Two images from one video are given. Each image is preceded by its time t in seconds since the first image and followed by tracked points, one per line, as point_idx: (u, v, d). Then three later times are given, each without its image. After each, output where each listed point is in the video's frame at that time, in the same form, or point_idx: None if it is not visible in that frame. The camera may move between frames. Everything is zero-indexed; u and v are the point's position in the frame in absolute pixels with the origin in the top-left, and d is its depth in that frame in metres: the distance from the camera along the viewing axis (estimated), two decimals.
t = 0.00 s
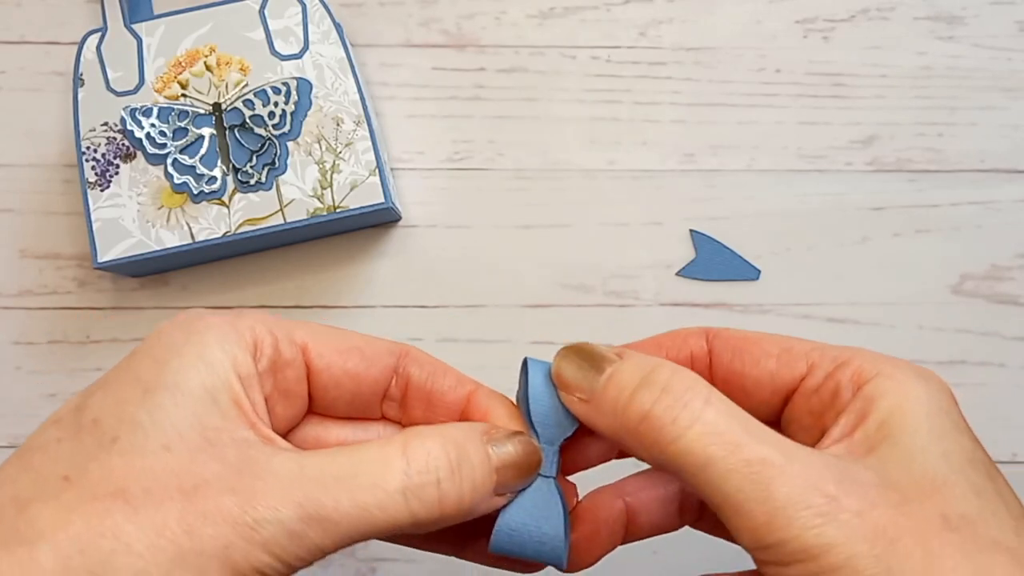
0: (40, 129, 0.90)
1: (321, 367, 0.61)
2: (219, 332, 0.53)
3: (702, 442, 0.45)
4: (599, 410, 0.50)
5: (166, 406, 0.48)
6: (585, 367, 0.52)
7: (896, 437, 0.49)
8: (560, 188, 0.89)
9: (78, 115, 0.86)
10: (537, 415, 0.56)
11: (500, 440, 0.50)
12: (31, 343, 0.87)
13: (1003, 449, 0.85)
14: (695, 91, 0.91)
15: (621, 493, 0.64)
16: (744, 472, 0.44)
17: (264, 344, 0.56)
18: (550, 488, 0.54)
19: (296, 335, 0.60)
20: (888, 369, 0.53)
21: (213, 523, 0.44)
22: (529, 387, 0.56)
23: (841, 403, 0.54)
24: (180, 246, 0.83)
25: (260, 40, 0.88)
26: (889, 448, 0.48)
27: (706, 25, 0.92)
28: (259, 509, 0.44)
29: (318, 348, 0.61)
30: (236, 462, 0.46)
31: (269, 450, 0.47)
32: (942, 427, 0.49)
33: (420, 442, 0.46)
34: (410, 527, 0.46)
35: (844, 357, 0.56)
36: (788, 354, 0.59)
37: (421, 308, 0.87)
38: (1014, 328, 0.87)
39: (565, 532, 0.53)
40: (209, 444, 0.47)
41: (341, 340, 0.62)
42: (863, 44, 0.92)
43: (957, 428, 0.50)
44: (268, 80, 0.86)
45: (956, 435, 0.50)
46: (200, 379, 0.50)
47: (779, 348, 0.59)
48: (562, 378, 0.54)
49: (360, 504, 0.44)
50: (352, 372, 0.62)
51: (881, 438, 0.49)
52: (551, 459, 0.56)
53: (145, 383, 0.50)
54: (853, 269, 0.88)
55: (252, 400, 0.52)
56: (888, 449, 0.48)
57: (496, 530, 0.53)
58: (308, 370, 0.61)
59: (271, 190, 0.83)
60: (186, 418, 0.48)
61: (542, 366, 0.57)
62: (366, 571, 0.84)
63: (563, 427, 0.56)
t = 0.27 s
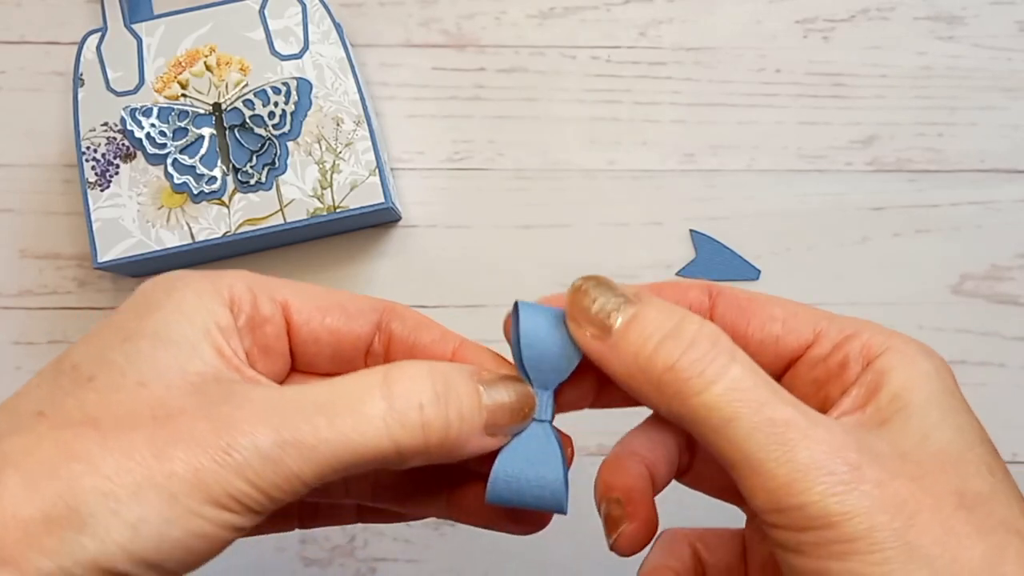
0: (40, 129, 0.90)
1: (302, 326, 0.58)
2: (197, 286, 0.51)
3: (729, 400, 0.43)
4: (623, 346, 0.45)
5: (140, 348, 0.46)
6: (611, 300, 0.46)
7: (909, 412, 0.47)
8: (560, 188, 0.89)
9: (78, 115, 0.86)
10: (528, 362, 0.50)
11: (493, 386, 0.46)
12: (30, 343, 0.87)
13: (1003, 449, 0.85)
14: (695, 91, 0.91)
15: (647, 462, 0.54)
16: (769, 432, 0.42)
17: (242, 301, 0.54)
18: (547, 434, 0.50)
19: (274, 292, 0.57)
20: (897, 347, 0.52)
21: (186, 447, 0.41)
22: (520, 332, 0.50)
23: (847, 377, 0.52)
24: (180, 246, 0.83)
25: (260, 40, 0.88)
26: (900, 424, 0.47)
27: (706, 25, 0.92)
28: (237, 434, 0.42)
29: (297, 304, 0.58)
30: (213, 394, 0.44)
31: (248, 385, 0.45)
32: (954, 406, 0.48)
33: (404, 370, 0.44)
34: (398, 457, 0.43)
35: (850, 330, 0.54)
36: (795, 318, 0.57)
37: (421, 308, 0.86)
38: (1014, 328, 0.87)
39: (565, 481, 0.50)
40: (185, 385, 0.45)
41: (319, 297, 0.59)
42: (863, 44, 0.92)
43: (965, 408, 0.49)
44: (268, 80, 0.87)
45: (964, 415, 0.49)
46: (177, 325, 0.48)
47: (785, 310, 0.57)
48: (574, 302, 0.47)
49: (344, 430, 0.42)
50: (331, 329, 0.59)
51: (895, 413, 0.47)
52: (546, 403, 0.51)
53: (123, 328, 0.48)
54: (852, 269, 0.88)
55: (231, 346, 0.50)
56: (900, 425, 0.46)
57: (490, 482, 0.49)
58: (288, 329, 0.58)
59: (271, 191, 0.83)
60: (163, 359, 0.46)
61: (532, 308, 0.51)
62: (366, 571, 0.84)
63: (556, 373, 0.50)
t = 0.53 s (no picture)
0: (40, 130, 0.89)
1: (228, 184, 0.56)
2: (111, 139, 0.50)
3: (755, 436, 0.39)
4: (658, 355, 0.40)
5: (51, 200, 0.43)
6: (647, 297, 0.41)
7: (953, 454, 0.46)
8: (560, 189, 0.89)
9: (78, 114, 0.87)
10: (467, 209, 0.48)
11: (432, 232, 0.45)
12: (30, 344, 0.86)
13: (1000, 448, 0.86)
14: (695, 91, 0.91)
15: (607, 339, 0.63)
16: (800, 478, 0.39)
17: (161, 159, 0.52)
18: (492, 281, 0.48)
19: (194, 148, 0.55)
20: (952, 373, 0.51)
21: (88, 286, 0.39)
22: (455, 177, 0.48)
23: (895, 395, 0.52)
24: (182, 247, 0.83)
25: (260, 41, 0.91)
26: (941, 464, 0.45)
27: (706, 25, 0.92)
28: (146, 270, 0.39)
29: (221, 157, 0.56)
30: (115, 238, 0.41)
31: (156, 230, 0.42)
32: (1000, 458, 0.46)
33: (326, 203, 0.41)
34: (325, 295, 0.40)
35: (904, 346, 0.54)
36: (854, 302, 0.57)
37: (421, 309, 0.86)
38: (1012, 328, 0.88)
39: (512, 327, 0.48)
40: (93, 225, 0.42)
41: (246, 150, 0.57)
42: (863, 44, 0.92)
43: (1010, 458, 0.47)
44: (268, 80, 0.90)
45: (1011, 467, 0.47)
46: (100, 179, 0.46)
47: (847, 290, 0.57)
48: (618, 293, 0.42)
49: (264, 266, 0.39)
50: (258, 182, 0.56)
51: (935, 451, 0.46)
52: (490, 250, 0.49)
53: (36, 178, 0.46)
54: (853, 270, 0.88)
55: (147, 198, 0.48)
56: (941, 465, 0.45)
57: (433, 338, 0.47)
58: (214, 190, 0.56)
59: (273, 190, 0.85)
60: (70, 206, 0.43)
61: (468, 151, 0.49)
62: (366, 570, 0.84)
63: (495, 220, 0.49)
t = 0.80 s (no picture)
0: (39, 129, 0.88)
1: (238, 135, 0.57)
2: (120, 85, 0.51)
3: (782, 440, 0.43)
4: (682, 353, 0.45)
5: (70, 154, 0.45)
6: (671, 297, 0.46)
7: (958, 467, 0.50)
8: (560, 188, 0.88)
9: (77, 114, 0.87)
10: (495, 185, 0.51)
11: (458, 209, 0.47)
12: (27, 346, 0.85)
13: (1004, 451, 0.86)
14: (695, 91, 0.91)
15: (619, 329, 0.62)
16: (818, 479, 0.43)
17: (167, 105, 0.54)
18: (519, 268, 0.51)
19: (206, 98, 0.57)
20: (961, 387, 0.55)
21: (106, 244, 0.41)
22: (486, 151, 0.51)
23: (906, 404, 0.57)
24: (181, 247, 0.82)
25: (259, 40, 0.90)
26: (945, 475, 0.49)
27: (706, 24, 0.91)
28: (158, 235, 0.41)
29: (234, 110, 0.58)
30: (133, 194, 0.43)
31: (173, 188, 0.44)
32: (1004, 472, 0.50)
33: (357, 175, 0.43)
34: (346, 272, 0.42)
35: (916, 357, 0.58)
36: (873, 310, 0.60)
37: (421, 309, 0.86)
38: (1014, 328, 0.87)
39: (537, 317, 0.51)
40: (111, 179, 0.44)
41: (259, 106, 0.58)
42: (864, 43, 0.91)
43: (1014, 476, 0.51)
44: (267, 79, 0.90)
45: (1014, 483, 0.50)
46: (119, 137, 0.48)
47: (869, 298, 0.60)
48: (641, 290, 0.47)
49: (282, 236, 0.41)
50: (272, 142, 0.58)
51: (939, 462, 0.50)
52: (513, 233, 0.52)
53: (41, 126, 0.47)
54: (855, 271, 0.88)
55: (156, 151, 0.50)
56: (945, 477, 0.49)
57: (455, 321, 0.50)
58: (224, 140, 0.57)
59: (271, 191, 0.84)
60: (88, 161, 0.45)
61: (502, 128, 0.51)
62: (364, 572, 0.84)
63: (522, 200, 0.51)
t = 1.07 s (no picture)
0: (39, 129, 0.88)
1: (240, 135, 0.57)
2: (118, 80, 0.52)
3: (836, 479, 0.42)
4: (731, 386, 0.43)
5: (59, 147, 0.45)
6: (720, 322, 0.44)
7: (1001, 510, 0.51)
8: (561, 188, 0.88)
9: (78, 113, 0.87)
10: (510, 188, 0.49)
11: (473, 217, 0.46)
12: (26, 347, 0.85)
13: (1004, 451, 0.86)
14: (695, 91, 0.91)
15: (644, 348, 0.62)
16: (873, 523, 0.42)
17: (167, 102, 0.55)
18: (536, 276, 0.50)
19: (209, 97, 0.57)
20: (1003, 427, 0.56)
21: (89, 244, 0.41)
22: (497, 150, 0.49)
23: (948, 440, 0.57)
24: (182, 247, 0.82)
25: (259, 40, 0.90)
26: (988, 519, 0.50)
27: (706, 24, 0.91)
28: (140, 234, 0.41)
29: (238, 109, 0.58)
30: (120, 191, 0.43)
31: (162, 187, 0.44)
32: None
33: (353, 181, 0.42)
34: (336, 280, 0.42)
35: (961, 393, 0.58)
36: (918, 341, 0.60)
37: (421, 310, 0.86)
38: (1014, 328, 0.87)
39: (556, 328, 0.50)
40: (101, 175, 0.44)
41: (264, 106, 0.58)
42: (864, 43, 0.91)
43: None
44: (267, 79, 0.90)
45: None
46: (112, 136, 0.48)
47: (915, 329, 0.60)
48: (687, 315, 0.45)
49: (268, 242, 0.41)
50: (277, 142, 0.58)
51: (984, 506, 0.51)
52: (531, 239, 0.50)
53: (34, 119, 0.48)
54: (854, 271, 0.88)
55: (150, 146, 0.50)
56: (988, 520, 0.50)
57: (468, 333, 0.49)
58: (227, 140, 0.57)
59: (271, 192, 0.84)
60: (80, 155, 0.45)
61: (514, 126, 0.50)
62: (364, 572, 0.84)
63: (539, 203, 0.50)
